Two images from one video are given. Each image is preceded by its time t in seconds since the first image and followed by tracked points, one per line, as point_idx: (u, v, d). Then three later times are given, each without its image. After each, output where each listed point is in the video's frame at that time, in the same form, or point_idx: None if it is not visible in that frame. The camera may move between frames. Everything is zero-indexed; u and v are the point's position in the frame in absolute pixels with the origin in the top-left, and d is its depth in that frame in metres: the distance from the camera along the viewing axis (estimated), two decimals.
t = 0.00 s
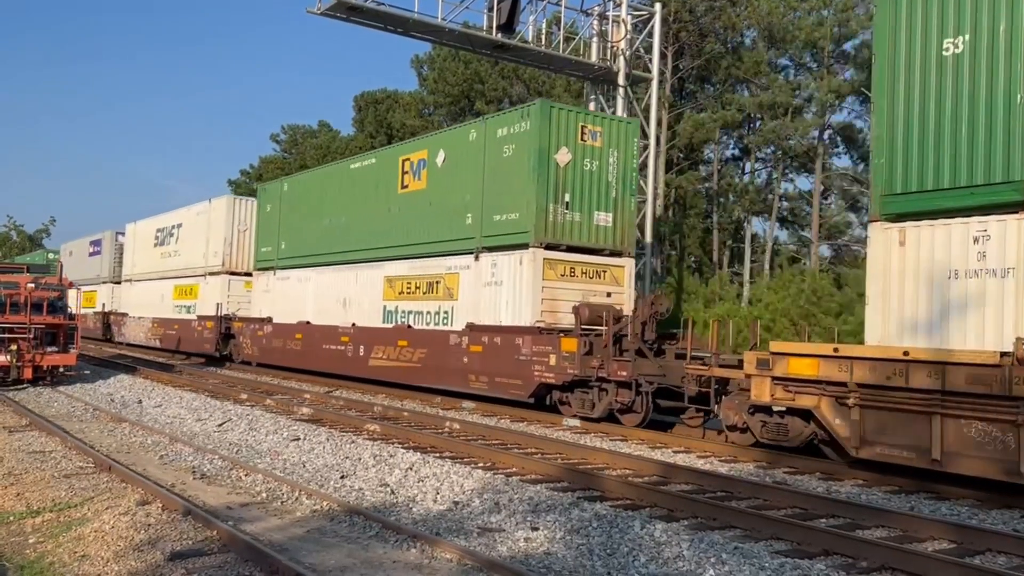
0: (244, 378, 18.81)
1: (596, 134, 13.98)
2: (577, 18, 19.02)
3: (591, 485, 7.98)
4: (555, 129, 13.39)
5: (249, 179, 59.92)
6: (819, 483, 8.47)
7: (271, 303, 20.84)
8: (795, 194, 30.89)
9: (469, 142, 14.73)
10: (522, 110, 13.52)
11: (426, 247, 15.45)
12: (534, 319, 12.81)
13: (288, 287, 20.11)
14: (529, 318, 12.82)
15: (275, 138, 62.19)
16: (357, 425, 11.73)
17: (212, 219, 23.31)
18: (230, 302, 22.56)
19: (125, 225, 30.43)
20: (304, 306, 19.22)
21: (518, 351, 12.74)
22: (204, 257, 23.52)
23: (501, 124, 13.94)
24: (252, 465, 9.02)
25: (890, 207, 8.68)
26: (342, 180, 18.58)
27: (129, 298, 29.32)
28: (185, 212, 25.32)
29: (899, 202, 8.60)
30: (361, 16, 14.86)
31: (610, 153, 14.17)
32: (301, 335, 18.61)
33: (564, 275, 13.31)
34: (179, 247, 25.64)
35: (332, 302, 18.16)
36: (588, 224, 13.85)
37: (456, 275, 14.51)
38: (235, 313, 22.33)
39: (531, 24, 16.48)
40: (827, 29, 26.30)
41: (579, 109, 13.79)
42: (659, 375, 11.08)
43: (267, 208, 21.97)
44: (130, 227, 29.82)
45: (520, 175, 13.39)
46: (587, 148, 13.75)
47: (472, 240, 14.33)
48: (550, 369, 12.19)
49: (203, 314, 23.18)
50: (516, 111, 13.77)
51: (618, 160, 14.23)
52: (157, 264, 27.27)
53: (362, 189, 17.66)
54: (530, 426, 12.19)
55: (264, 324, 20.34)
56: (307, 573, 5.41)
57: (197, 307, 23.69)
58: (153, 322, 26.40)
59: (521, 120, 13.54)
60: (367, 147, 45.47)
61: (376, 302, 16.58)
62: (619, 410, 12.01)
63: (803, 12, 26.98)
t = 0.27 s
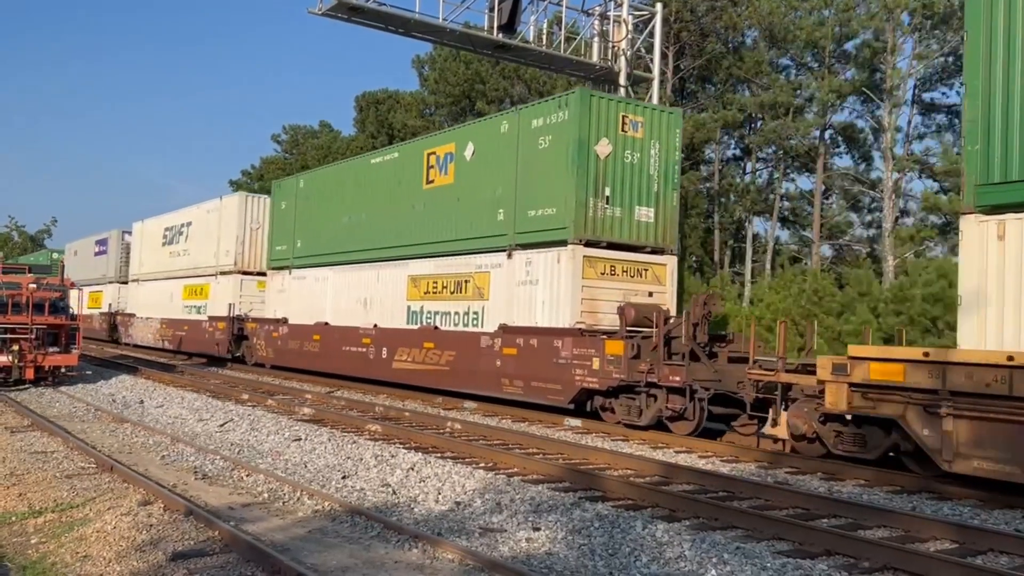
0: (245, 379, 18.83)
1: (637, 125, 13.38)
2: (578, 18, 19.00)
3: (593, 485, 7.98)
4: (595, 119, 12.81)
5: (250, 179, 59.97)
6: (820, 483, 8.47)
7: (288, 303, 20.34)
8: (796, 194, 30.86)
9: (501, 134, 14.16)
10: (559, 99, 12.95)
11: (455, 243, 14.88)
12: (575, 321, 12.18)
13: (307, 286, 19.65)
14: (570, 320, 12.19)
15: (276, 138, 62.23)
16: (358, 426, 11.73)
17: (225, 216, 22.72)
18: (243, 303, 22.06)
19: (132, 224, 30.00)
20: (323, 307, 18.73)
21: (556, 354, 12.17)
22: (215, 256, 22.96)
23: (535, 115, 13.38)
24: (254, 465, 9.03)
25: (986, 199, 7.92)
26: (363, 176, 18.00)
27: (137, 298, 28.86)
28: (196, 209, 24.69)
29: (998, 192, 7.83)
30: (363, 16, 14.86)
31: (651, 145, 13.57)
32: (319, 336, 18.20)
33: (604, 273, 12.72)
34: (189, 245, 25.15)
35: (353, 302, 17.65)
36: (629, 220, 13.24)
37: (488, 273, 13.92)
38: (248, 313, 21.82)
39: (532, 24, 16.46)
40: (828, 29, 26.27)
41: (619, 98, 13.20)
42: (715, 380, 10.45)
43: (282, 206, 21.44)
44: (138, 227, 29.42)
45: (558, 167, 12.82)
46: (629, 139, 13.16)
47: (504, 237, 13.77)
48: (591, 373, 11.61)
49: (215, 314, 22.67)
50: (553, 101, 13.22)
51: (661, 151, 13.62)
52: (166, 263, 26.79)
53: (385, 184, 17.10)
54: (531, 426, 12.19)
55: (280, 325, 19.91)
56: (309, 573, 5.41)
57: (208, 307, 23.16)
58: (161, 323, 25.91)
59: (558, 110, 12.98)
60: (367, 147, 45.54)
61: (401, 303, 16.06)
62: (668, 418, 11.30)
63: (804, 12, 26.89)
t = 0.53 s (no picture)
0: (248, 380, 18.85)
1: (685, 114, 12.67)
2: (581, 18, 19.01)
3: (596, 485, 7.98)
4: (641, 108, 12.15)
5: (253, 180, 60.07)
6: (824, 483, 8.46)
7: (305, 304, 19.62)
8: (799, 194, 30.82)
9: (537, 126, 13.51)
10: (602, 87, 12.30)
11: (487, 241, 14.18)
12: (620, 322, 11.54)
13: (324, 285, 18.90)
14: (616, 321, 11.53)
15: (278, 139, 62.30)
16: (361, 426, 11.73)
17: (237, 215, 22.09)
18: (258, 304, 21.21)
19: (142, 223, 29.20)
20: (343, 308, 17.97)
21: (601, 358, 11.42)
22: (227, 256, 22.36)
23: (574, 105, 12.75)
24: (257, 466, 9.04)
25: None
26: (385, 172, 17.31)
27: (146, 298, 28.18)
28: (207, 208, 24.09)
29: None
30: (365, 17, 14.87)
31: (700, 136, 12.84)
32: (338, 338, 17.47)
33: (650, 272, 12.02)
34: (201, 244, 24.35)
35: (375, 303, 16.87)
36: (677, 215, 12.53)
37: (522, 272, 13.26)
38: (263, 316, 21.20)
39: (534, 24, 16.45)
40: (830, 29, 26.23)
41: (666, 86, 12.51)
42: (780, 387, 9.66)
43: (298, 204, 20.76)
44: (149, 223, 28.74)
45: (601, 160, 12.17)
46: (676, 130, 12.47)
47: (542, 234, 13.10)
48: (641, 379, 10.83)
49: (230, 315, 21.80)
50: (595, 89, 12.56)
51: (709, 141, 12.90)
52: (176, 263, 26.09)
53: (408, 180, 16.46)
54: (535, 427, 12.19)
55: (297, 327, 19.19)
56: (312, 574, 5.42)
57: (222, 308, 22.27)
58: (172, 324, 25.16)
59: (602, 98, 12.34)
60: (370, 148, 45.61)
61: (429, 304, 15.29)
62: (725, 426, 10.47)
63: (807, 12, 26.76)
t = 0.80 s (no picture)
0: (253, 381, 18.88)
1: (741, 102, 11.99)
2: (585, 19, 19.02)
3: (601, 486, 7.97)
4: (695, 96, 11.48)
5: (257, 182, 60.19)
6: (830, 483, 8.44)
7: (327, 306, 19.08)
8: (804, 194, 30.78)
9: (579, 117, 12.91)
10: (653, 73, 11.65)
11: (526, 238, 13.56)
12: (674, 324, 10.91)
13: (347, 286, 18.36)
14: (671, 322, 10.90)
15: (283, 141, 62.43)
16: (367, 428, 11.73)
17: (252, 215, 21.69)
18: (274, 305, 20.77)
19: (154, 224, 29.09)
20: (367, 310, 17.43)
21: (654, 363, 10.81)
22: (242, 257, 21.94)
23: (621, 94, 12.14)
24: (263, 468, 9.05)
25: None
26: (413, 167, 16.69)
27: (157, 301, 27.87)
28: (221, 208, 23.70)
29: None
30: (369, 18, 14.89)
31: (757, 124, 12.15)
32: (362, 341, 16.96)
33: (706, 270, 11.37)
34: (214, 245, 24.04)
35: (402, 304, 16.33)
36: (733, 210, 11.83)
37: (564, 272, 12.72)
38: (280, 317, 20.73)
39: (538, 25, 16.46)
40: (834, 29, 26.19)
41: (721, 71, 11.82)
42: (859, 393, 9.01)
43: (319, 202, 20.15)
44: (160, 225, 28.50)
45: (652, 151, 11.54)
46: (732, 118, 11.79)
47: (586, 231, 12.51)
48: (701, 385, 10.14)
49: (245, 317, 21.35)
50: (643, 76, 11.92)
51: (766, 130, 12.21)
52: (188, 264, 25.78)
53: (438, 175, 15.87)
54: (540, 428, 12.18)
55: (317, 329, 18.70)
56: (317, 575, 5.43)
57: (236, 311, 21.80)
58: (185, 327, 24.78)
59: (652, 86, 11.69)
60: (374, 149, 45.71)
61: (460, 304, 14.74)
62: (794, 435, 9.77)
63: (811, 11, 26.70)
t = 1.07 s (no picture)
0: (260, 384, 18.93)
1: (803, 88, 11.44)
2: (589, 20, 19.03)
3: (609, 487, 7.96)
4: (758, 80, 10.92)
5: (264, 185, 60.33)
6: (839, 483, 8.41)
7: (355, 308, 18.63)
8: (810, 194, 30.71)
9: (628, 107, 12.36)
10: (711, 57, 11.10)
11: (571, 235, 13.03)
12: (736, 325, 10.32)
13: (376, 287, 17.87)
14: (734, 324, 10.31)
15: (289, 144, 62.59)
16: (374, 429, 11.75)
17: (271, 214, 21.39)
18: (295, 308, 20.51)
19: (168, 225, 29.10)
20: (396, 312, 16.97)
21: (717, 367, 10.12)
22: (262, 257, 21.62)
23: (675, 81, 11.57)
24: (271, 470, 9.07)
25: None
26: (446, 162, 16.17)
27: (171, 304, 27.72)
28: (239, 208, 23.43)
29: None
30: (374, 21, 14.91)
31: (819, 112, 11.60)
32: (391, 344, 16.52)
33: (771, 267, 10.82)
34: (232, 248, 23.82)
35: (434, 305, 15.86)
36: (797, 202, 11.27)
37: (611, 270, 12.18)
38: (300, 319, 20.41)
39: (543, 27, 16.47)
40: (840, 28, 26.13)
41: (782, 55, 11.27)
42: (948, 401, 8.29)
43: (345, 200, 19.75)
44: (173, 228, 28.41)
45: (711, 139, 10.99)
46: (794, 105, 11.25)
47: (636, 226, 11.95)
48: (772, 392, 9.46)
49: (264, 321, 21.02)
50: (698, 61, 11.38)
51: (829, 118, 11.66)
52: (204, 266, 25.56)
53: (473, 170, 15.37)
54: (546, 429, 12.18)
55: (343, 332, 18.31)
56: None
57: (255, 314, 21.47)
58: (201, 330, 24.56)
59: (710, 71, 11.13)
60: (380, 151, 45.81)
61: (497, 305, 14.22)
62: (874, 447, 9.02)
63: (817, 11, 26.63)
